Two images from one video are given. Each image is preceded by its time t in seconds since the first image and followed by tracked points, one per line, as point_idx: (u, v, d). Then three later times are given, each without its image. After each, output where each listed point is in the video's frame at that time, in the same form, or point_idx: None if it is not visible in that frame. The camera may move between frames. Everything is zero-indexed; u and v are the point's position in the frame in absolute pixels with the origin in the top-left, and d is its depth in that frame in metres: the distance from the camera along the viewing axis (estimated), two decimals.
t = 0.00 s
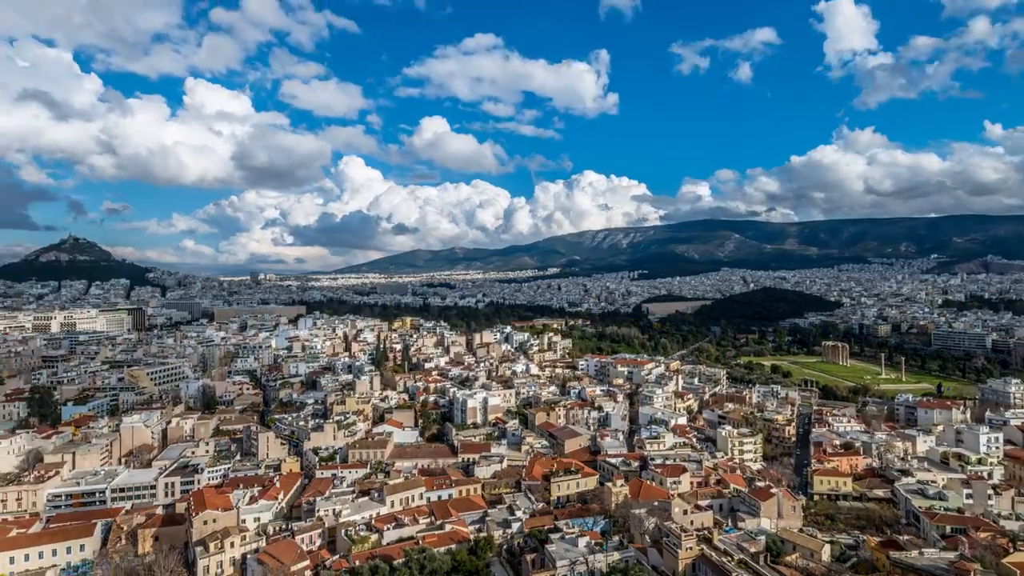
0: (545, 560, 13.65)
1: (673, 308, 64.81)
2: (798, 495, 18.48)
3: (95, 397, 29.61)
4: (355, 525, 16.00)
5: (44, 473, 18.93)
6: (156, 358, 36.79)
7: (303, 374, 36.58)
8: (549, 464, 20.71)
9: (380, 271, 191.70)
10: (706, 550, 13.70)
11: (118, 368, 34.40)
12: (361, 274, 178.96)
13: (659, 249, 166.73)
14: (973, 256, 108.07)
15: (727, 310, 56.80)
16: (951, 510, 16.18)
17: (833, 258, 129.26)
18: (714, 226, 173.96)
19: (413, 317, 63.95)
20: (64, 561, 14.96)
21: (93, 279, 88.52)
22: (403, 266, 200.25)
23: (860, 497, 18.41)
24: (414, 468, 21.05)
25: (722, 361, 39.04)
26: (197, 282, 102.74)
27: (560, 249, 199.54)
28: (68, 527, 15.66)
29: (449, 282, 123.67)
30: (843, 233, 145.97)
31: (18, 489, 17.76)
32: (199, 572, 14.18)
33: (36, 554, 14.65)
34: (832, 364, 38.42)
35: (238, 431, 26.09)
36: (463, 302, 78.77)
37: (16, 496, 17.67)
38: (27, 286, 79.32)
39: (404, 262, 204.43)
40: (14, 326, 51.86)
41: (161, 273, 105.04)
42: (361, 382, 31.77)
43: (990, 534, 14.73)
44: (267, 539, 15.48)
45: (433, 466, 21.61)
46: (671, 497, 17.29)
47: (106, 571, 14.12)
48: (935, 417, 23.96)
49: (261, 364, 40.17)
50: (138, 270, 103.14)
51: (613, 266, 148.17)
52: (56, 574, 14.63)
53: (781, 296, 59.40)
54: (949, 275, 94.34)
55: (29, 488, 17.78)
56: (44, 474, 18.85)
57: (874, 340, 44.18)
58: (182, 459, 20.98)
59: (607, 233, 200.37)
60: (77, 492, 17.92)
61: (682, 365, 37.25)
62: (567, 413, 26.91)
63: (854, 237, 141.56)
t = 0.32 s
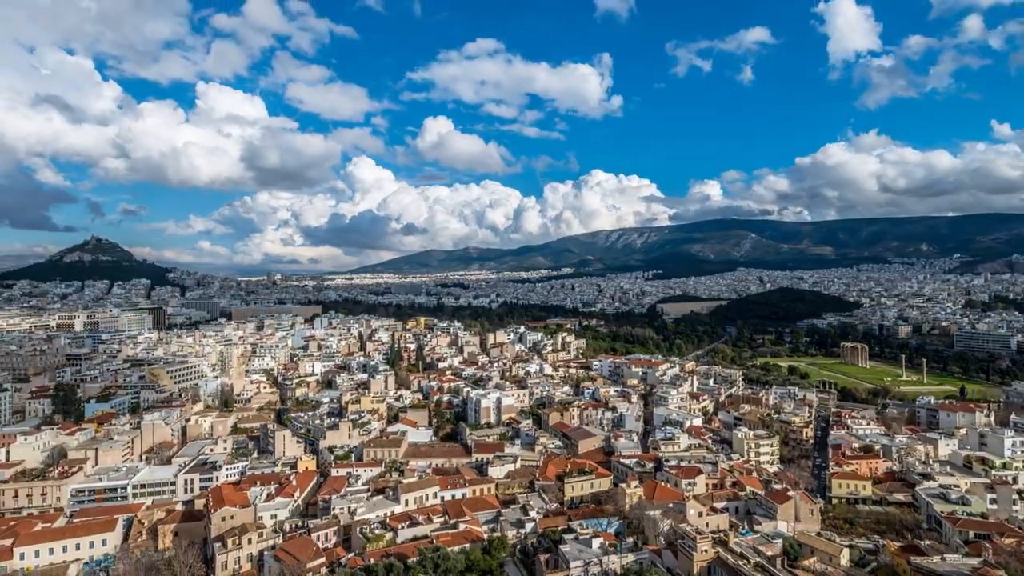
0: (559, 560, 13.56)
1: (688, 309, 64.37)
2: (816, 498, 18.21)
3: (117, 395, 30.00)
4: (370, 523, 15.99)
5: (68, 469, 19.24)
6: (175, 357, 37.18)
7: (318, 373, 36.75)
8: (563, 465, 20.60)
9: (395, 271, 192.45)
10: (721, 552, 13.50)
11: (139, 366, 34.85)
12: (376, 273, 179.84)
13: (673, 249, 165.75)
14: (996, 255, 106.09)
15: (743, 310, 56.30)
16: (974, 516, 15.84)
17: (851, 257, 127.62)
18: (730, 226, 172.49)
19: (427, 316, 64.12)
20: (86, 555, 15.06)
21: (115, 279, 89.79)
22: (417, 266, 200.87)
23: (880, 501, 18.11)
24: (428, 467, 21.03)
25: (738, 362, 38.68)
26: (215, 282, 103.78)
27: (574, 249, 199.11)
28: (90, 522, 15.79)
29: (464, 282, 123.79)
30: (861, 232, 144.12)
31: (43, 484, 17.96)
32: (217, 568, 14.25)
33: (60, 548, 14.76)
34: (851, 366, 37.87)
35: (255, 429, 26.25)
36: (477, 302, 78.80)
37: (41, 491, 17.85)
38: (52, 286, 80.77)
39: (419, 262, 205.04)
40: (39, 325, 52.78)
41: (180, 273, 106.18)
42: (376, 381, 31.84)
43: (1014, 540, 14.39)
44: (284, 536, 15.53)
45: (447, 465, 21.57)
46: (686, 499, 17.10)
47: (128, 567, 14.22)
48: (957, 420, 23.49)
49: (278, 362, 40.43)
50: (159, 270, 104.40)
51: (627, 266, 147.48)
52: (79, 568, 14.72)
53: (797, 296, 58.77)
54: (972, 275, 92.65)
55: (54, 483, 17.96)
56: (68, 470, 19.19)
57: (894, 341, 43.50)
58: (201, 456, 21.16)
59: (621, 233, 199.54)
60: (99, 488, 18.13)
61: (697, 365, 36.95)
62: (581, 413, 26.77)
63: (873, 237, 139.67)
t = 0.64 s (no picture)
0: (573, 561, 13.47)
1: (703, 309, 63.90)
2: (834, 502, 17.93)
3: (138, 392, 30.34)
4: (384, 521, 15.99)
5: (91, 465, 19.50)
6: (194, 355, 37.58)
7: (333, 372, 36.93)
8: (577, 465, 20.47)
9: (410, 271, 193.10)
10: (737, 555, 13.31)
11: (159, 364, 35.22)
12: (391, 273, 180.63)
13: (688, 249, 164.65)
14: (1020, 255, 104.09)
15: (758, 311, 55.76)
16: (998, 521, 15.49)
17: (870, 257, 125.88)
18: (746, 225, 171.02)
19: (441, 316, 64.22)
20: (108, 549, 15.24)
21: (136, 279, 90.94)
22: (432, 266, 201.33)
23: (900, 505, 17.78)
24: (442, 466, 21.00)
25: (754, 363, 38.28)
26: (233, 281, 104.73)
27: (588, 249, 198.52)
28: (112, 516, 16.00)
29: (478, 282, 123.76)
30: (880, 232, 142.10)
31: (67, 479, 18.19)
32: (234, 564, 14.33)
33: (83, 542, 14.97)
34: (871, 368, 37.31)
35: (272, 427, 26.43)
36: (491, 302, 78.80)
37: (65, 486, 18.09)
38: (75, 285, 82.08)
39: (433, 262, 205.54)
40: (63, 323, 53.62)
41: (199, 273, 107.25)
42: (390, 380, 31.92)
43: None
44: (300, 533, 15.57)
45: (460, 464, 21.54)
46: (701, 501, 16.89)
47: (148, 561, 14.35)
48: (980, 423, 23.02)
49: (294, 361, 40.70)
50: (177, 269, 105.54)
51: (642, 266, 146.72)
52: (101, 562, 14.90)
53: (815, 297, 58.09)
54: (996, 275, 90.99)
55: (77, 478, 18.18)
56: (91, 466, 19.45)
57: (915, 342, 42.82)
58: (219, 454, 21.32)
59: (635, 232, 198.51)
60: (121, 484, 18.37)
61: (712, 366, 36.64)
62: (595, 414, 26.63)
63: (893, 237, 137.70)
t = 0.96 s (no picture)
0: (586, 561, 13.38)
1: (718, 309, 63.38)
2: (852, 505, 17.65)
3: (158, 391, 30.69)
4: (398, 520, 15.99)
5: (113, 462, 19.76)
6: (212, 354, 37.96)
7: (348, 371, 37.10)
8: (590, 466, 20.32)
9: (424, 271, 193.67)
10: (753, 558, 13.12)
11: (177, 363, 35.61)
12: (406, 273, 181.49)
13: (703, 250, 163.45)
14: None
15: (775, 311, 55.16)
16: (1022, 527, 15.13)
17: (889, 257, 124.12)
18: (762, 225, 169.43)
19: (454, 316, 64.29)
20: (129, 544, 15.41)
21: (156, 279, 92.23)
22: (446, 266, 201.72)
23: (920, 509, 17.46)
24: (456, 466, 20.96)
25: (770, 364, 37.85)
26: (249, 281, 105.63)
27: (602, 249, 197.88)
28: (133, 511, 16.17)
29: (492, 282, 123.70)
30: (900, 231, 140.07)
31: (89, 475, 18.44)
32: (251, 560, 14.40)
33: (104, 536, 15.16)
34: (890, 369, 36.73)
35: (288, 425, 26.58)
36: (505, 302, 78.75)
37: (87, 482, 18.33)
38: (97, 285, 83.30)
39: (448, 262, 206.14)
40: (85, 322, 54.52)
41: (217, 273, 108.28)
42: (404, 380, 31.98)
43: None
44: (315, 530, 15.61)
45: (474, 464, 21.50)
46: (716, 503, 16.72)
47: (168, 555, 14.48)
48: (1004, 427, 22.55)
49: (309, 360, 40.94)
50: (196, 269, 106.70)
51: (656, 266, 145.92)
52: (122, 556, 15.07)
53: (833, 297, 57.38)
54: (1020, 275, 89.26)
55: (99, 474, 18.43)
56: (112, 462, 19.71)
57: (936, 344, 42.10)
58: (236, 451, 21.48)
59: (649, 232, 197.48)
60: (141, 480, 18.59)
61: (728, 367, 36.29)
62: (608, 414, 26.50)
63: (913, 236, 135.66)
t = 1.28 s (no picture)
0: (600, 563, 13.26)
1: (734, 310, 62.80)
2: (872, 509, 17.32)
3: (178, 389, 31.04)
4: (412, 518, 15.97)
5: (134, 458, 19.98)
6: (230, 353, 38.30)
7: (363, 370, 37.24)
8: (605, 467, 20.15)
9: (439, 271, 194.18)
10: (770, 562, 12.90)
11: (197, 361, 35.96)
12: (421, 273, 182.22)
13: (719, 250, 162.17)
14: None
15: (792, 312, 54.50)
16: None
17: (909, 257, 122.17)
18: (779, 225, 167.70)
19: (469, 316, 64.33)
20: (150, 539, 15.51)
21: (176, 279, 93.41)
22: (460, 266, 202.10)
23: (942, 514, 17.11)
24: (470, 465, 20.91)
25: (788, 365, 37.38)
26: (267, 281, 106.65)
27: (617, 249, 197.08)
28: (154, 507, 16.30)
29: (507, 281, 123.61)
30: (921, 230, 137.83)
31: (112, 471, 18.64)
32: (268, 557, 14.43)
33: (126, 532, 15.30)
34: (911, 371, 36.09)
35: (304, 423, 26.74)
36: (519, 302, 78.69)
37: (110, 478, 18.52)
38: (119, 285, 84.53)
39: (463, 261, 206.62)
40: (108, 320, 55.35)
41: (235, 272, 109.44)
42: (418, 379, 32.00)
43: None
44: (331, 528, 15.62)
45: (488, 463, 21.43)
46: (732, 506, 16.49)
47: (187, 550, 14.56)
48: None
49: (325, 359, 41.16)
50: (214, 269, 107.86)
51: (672, 266, 145.04)
52: (143, 551, 15.19)
53: (852, 298, 56.57)
54: None
55: (121, 470, 18.62)
56: (134, 459, 19.93)
57: (959, 345, 41.32)
58: (254, 449, 21.61)
59: (664, 232, 196.31)
60: (162, 476, 18.76)
61: (744, 368, 35.90)
62: (623, 415, 26.32)
63: (935, 235, 133.40)
